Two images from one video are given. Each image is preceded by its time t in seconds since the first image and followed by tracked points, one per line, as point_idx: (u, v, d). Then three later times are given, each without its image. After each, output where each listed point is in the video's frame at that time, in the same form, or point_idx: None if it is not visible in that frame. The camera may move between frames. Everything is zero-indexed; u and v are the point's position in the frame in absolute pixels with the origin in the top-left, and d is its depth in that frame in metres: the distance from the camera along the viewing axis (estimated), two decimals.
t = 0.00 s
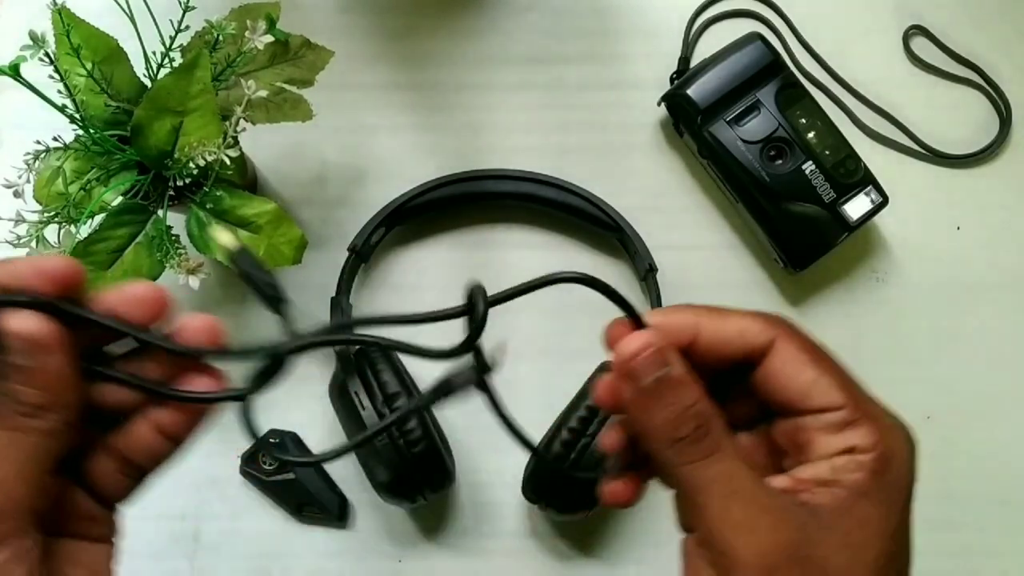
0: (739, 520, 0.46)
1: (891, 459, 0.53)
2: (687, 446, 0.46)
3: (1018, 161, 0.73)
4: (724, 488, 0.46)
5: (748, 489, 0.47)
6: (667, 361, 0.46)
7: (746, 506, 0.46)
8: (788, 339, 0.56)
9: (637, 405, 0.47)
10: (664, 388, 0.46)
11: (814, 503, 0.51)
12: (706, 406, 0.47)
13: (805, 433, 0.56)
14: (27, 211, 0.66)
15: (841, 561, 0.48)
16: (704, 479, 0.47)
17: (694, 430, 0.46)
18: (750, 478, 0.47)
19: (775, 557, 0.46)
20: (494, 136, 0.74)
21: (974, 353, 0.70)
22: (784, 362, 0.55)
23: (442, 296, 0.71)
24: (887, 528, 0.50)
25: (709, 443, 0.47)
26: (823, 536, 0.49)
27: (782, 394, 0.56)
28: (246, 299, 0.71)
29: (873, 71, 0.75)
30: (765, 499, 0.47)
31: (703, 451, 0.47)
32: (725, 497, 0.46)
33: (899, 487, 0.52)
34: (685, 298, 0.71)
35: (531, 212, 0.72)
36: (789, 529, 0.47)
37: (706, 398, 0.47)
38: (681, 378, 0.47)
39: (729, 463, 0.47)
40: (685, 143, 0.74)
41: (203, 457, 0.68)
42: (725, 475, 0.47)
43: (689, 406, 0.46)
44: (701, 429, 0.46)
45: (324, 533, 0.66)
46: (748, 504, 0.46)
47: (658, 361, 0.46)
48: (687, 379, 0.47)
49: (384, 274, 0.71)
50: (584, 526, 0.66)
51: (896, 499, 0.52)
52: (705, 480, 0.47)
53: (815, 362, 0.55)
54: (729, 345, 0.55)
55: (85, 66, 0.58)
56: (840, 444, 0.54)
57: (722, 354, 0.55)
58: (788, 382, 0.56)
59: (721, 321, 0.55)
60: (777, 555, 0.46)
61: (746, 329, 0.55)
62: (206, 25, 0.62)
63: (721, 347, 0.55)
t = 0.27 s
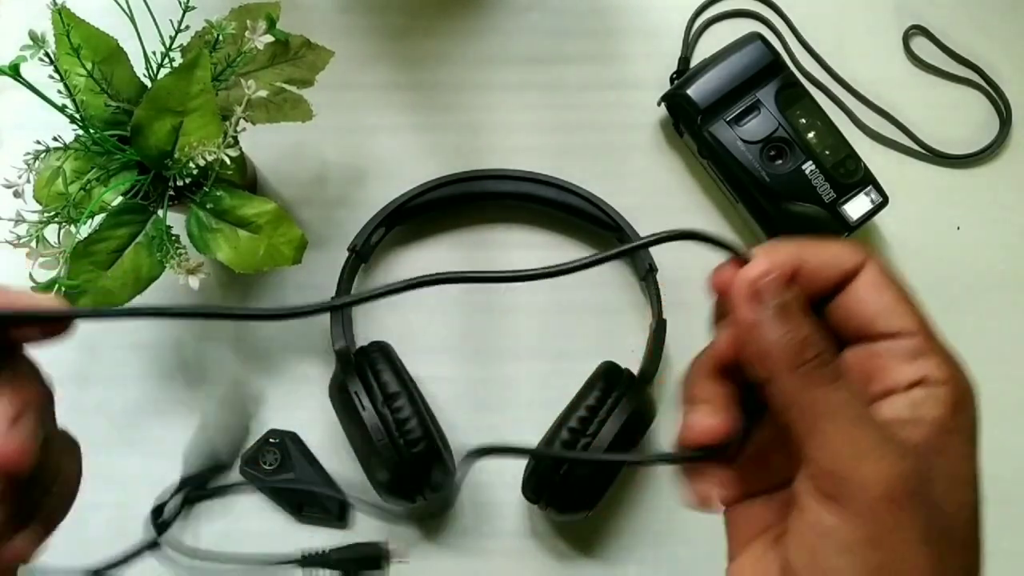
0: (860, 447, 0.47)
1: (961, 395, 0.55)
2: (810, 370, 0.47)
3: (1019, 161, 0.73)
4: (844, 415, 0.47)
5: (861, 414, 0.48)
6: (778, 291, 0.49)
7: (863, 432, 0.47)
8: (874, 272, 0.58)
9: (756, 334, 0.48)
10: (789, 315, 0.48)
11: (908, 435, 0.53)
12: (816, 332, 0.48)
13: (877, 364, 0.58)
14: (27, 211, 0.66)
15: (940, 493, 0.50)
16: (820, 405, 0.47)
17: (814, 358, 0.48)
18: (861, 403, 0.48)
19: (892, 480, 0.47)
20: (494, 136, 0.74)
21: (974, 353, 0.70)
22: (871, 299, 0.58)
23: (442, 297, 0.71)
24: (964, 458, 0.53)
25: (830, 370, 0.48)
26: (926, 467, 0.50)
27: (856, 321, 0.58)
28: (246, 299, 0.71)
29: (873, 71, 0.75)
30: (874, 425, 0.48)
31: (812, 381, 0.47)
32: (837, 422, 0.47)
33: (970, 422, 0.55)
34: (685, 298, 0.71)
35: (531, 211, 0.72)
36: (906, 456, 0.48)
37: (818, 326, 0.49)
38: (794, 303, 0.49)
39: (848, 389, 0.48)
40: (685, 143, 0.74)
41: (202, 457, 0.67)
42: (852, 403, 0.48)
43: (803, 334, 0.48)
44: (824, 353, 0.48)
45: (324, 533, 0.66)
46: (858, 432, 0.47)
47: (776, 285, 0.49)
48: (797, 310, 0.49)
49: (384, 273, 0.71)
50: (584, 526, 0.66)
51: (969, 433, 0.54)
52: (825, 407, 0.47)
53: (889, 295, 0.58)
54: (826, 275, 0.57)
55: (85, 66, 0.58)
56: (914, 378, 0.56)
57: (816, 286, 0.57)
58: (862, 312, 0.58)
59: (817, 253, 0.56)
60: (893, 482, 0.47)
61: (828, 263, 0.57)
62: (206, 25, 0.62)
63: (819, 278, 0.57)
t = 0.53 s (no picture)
0: (926, 406, 0.44)
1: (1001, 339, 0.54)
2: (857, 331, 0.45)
3: (1019, 161, 0.73)
4: (904, 369, 0.44)
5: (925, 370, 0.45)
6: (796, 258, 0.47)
7: (931, 390, 0.44)
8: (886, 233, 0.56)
9: (794, 307, 0.46)
10: (817, 277, 0.46)
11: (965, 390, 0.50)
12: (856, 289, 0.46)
13: (913, 323, 0.56)
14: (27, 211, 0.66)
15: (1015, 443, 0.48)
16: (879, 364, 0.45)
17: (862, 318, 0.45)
18: (922, 359, 0.45)
19: (980, 434, 0.44)
20: (494, 136, 0.74)
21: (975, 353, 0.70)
22: (893, 260, 0.56)
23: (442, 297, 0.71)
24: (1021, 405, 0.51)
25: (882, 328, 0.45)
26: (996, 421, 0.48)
27: (883, 281, 0.56)
28: (245, 299, 0.71)
29: (873, 71, 0.75)
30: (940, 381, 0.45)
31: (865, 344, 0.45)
32: (900, 379, 0.44)
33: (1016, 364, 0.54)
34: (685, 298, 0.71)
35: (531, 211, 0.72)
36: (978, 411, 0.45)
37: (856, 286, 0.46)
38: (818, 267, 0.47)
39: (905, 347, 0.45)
40: (685, 143, 0.74)
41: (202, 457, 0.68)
42: (912, 360, 0.45)
43: (843, 294, 0.45)
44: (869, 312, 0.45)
45: (324, 533, 0.66)
46: (924, 388, 0.44)
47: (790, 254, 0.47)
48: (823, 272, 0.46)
49: (383, 273, 0.71)
50: (585, 526, 0.66)
51: (1019, 379, 0.53)
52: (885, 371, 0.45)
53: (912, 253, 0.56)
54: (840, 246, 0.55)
55: (85, 65, 0.58)
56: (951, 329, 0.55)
57: (835, 260, 0.55)
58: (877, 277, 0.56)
59: (819, 225, 0.54)
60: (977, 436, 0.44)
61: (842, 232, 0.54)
62: (206, 25, 0.62)
63: (836, 249, 0.55)
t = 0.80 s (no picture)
0: (777, 440, 0.43)
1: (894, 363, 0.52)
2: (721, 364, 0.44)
3: (1018, 161, 0.73)
4: (780, 409, 0.44)
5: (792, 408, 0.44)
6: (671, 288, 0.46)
7: (792, 424, 0.44)
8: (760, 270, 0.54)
9: (663, 339, 0.44)
10: (676, 312, 0.45)
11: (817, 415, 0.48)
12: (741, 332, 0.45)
13: (798, 362, 0.54)
14: (27, 212, 0.66)
15: (894, 477, 0.46)
16: (752, 405, 0.44)
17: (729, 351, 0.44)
18: (790, 399, 0.44)
19: (849, 480, 0.44)
20: (494, 136, 0.74)
21: (974, 353, 0.70)
22: (775, 300, 0.54)
23: (442, 298, 0.71)
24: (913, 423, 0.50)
25: (732, 363, 0.44)
26: (860, 451, 0.46)
27: (769, 327, 0.55)
28: (246, 299, 0.71)
29: (873, 71, 0.75)
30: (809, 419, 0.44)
31: (724, 377, 0.44)
32: (768, 417, 0.44)
33: (905, 392, 0.51)
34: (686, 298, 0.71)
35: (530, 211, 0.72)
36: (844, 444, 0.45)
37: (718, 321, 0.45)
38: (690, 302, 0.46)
39: (757, 379, 0.44)
40: (685, 143, 0.74)
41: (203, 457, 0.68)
42: (761, 396, 0.44)
43: (705, 329, 0.44)
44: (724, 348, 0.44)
45: (325, 533, 0.66)
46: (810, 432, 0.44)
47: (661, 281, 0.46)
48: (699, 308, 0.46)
49: (383, 274, 0.71)
50: (585, 526, 0.66)
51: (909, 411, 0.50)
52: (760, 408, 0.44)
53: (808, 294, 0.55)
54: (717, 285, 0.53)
55: (85, 66, 0.58)
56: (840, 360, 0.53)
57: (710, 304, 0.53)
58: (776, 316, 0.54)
59: (712, 266, 0.53)
60: (835, 470, 0.44)
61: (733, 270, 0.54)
62: (206, 25, 0.62)
63: (709, 290, 0.53)
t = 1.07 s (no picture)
0: (626, 513, 0.46)
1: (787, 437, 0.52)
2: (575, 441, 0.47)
3: (1019, 161, 0.73)
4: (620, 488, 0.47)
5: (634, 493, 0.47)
6: (536, 356, 0.48)
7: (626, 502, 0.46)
8: (655, 320, 0.56)
9: (518, 405, 0.48)
10: (529, 392, 0.47)
11: (700, 499, 0.50)
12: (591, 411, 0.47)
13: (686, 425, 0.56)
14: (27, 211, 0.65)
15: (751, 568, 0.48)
16: (590, 480, 0.47)
17: (580, 426, 0.47)
18: (636, 482, 0.47)
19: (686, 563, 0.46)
20: (494, 137, 0.74)
21: (974, 353, 0.70)
22: (667, 352, 0.56)
23: (441, 298, 0.71)
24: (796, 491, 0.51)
25: (586, 437, 0.47)
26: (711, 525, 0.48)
27: (660, 373, 0.56)
28: (246, 299, 0.71)
29: (873, 70, 0.75)
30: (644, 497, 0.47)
31: (586, 447, 0.47)
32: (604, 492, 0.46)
33: (796, 469, 0.51)
34: (686, 298, 0.71)
35: (530, 212, 0.72)
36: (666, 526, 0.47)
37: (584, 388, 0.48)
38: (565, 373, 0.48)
39: (611, 457, 0.47)
40: (684, 143, 0.73)
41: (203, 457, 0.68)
42: (611, 471, 0.47)
43: (568, 401, 0.47)
44: (581, 422, 0.47)
45: (324, 533, 0.66)
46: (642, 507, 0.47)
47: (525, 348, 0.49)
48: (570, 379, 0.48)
49: (383, 274, 0.71)
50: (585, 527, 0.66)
51: (789, 489, 0.51)
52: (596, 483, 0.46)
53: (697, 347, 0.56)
54: (597, 332, 0.57)
55: (85, 66, 0.58)
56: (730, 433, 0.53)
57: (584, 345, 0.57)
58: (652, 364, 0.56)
59: (586, 316, 0.57)
60: (683, 561, 0.46)
61: (609, 320, 0.57)
62: (206, 25, 0.62)
63: (583, 335, 0.57)
